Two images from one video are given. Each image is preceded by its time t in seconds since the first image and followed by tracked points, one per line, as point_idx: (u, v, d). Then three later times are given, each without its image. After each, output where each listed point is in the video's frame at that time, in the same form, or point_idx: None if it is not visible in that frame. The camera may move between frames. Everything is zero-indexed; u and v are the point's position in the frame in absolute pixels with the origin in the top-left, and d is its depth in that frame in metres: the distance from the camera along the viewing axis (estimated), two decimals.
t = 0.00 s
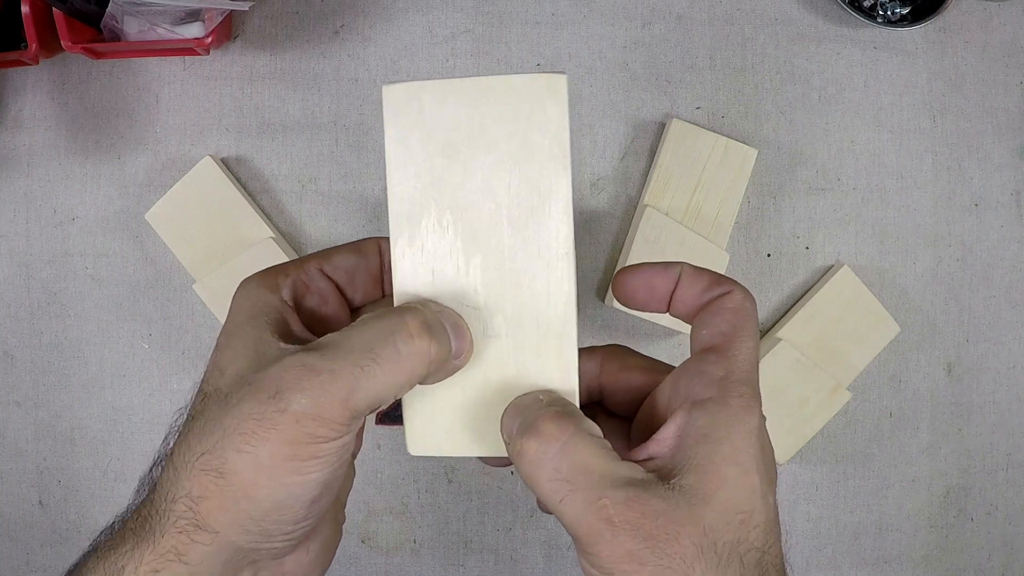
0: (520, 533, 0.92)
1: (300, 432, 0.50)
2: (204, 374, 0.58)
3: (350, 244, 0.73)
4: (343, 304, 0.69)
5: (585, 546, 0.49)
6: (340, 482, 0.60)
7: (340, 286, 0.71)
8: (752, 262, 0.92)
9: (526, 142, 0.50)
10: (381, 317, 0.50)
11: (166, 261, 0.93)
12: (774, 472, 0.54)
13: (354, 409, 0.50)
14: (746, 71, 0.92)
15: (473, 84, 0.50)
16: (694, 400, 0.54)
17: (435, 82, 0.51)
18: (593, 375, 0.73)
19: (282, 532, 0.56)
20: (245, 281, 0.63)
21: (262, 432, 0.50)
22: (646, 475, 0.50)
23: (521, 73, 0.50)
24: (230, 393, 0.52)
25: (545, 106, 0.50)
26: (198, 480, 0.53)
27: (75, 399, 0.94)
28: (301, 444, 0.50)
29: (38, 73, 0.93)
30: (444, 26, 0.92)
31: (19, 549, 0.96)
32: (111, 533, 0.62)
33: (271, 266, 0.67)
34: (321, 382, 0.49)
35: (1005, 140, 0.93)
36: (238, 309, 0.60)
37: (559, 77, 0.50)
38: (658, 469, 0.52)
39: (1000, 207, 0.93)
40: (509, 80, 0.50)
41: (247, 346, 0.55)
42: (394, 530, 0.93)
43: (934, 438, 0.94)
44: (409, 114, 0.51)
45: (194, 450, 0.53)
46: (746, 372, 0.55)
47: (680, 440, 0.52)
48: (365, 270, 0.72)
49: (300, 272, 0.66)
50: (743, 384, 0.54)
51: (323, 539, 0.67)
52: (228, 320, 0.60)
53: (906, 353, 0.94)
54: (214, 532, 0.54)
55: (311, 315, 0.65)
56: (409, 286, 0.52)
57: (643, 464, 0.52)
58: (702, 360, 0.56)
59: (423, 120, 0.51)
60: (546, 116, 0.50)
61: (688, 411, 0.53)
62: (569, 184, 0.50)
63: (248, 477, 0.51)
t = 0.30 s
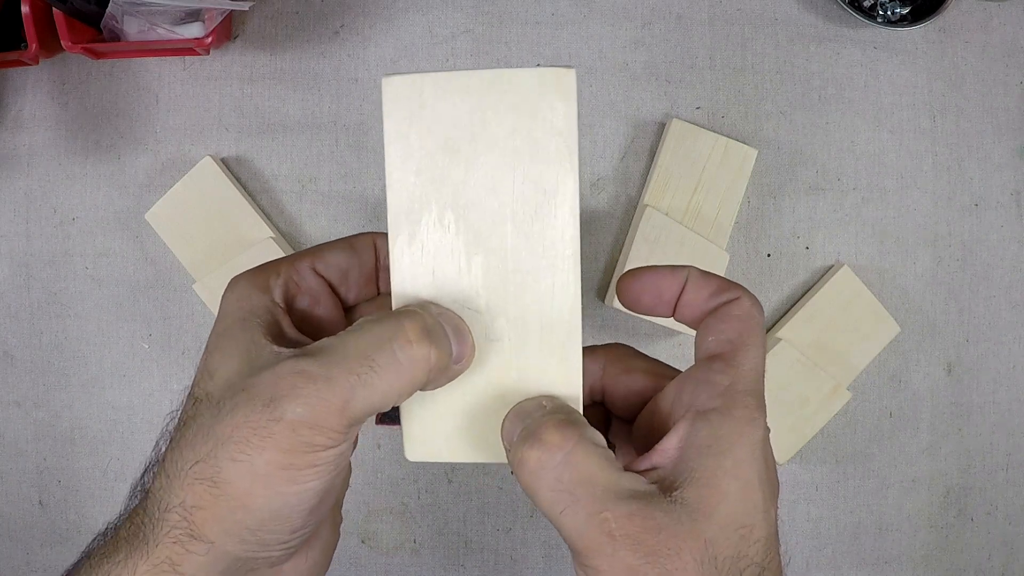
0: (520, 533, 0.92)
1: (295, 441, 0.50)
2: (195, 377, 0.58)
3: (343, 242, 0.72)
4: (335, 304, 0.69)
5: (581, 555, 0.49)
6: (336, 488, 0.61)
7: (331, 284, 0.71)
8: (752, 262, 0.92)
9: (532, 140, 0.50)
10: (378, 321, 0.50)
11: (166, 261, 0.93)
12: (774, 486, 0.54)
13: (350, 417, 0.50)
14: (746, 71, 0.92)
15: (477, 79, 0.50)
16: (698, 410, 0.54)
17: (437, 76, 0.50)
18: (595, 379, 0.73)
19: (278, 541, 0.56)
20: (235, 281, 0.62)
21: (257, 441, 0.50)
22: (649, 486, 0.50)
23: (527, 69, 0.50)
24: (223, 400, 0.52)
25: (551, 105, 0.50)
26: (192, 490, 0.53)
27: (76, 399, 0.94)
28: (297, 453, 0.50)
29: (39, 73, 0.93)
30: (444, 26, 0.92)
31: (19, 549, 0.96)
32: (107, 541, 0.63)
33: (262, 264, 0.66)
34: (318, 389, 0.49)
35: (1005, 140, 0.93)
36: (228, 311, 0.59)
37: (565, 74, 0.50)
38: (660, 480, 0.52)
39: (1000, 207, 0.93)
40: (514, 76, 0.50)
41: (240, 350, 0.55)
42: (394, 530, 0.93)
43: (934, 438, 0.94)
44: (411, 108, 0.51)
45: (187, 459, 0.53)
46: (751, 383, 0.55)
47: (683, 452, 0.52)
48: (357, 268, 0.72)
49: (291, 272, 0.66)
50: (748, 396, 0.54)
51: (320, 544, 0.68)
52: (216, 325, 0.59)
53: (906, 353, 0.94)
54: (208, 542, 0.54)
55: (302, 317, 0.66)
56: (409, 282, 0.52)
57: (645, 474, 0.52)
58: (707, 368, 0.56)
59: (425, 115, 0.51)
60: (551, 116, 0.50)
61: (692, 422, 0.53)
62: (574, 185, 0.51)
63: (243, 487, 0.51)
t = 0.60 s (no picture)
0: (520, 533, 0.92)
1: (295, 446, 0.50)
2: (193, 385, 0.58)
3: (341, 246, 0.72)
4: (334, 310, 0.69)
5: (579, 554, 0.49)
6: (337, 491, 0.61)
7: (330, 290, 0.70)
8: (752, 262, 0.92)
9: (526, 144, 0.50)
10: (377, 325, 0.50)
11: (166, 261, 0.93)
12: (771, 483, 0.54)
13: (350, 421, 0.50)
14: (746, 71, 0.92)
15: (470, 84, 0.50)
16: (694, 408, 0.54)
17: (431, 82, 0.50)
18: (592, 379, 0.73)
19: (280, 545, 0.57)
20: (234, 287, 0.62)
21: (257, 446, 0.50)
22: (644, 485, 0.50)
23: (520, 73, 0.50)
24: (223, 406, 0.52)
25: (546, 110, 0.50)
26: (193, 495, 0.53)
27: (76, 399, 0.94)
28: (297, 458, 0.50)
29: (39, 73, 0.93)
30: (444, 26, 0.92)
31: (19, 549, 0.96)
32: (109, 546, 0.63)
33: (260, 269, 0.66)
34: (318, 394, 0.49)
35: (1005, 140, 0.93)
36: (228, 317, 0.59)
37: (559, 78, 0.50)
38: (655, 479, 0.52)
39: (1000, 207, 0.93)
40: (507, 80, 0.50)
41: (239, 356, 0.55)
42: (394, 530, 0.93)
43: (934, 438, 0.94)
44: (405, 114, 0.51)
45: (189, 466, 0.54)
46: (747, 381, 0.55)
47: (678, 449, 0.52)
48: (356, 273, 0.72)
49: (289, 277, 0.66)
50: (744, 394, 0.54)
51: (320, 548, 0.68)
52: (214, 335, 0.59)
53: (906, 353, 0.94)
54: (210, 547, 0.54)
55: (300, 323, 0.65)
56: (405, 287, 0.52)
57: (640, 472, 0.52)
58: (704, 365, 0.56)
59: (419, 120, 0.51)
60: (546, 120, 0.50)
61: (687, 420, 0.53)
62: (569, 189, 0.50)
63: (244, 492, 0.51)
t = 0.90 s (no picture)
0: (520, 533, 0.92)
1: (295, 479, 0.50)
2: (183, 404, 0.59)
3: (333, 239, 0.70)
4: (327, 310, 0.68)
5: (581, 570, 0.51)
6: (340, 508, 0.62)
7: (320, 288, 0.69)
8: (752, 263, 0.92)
9: (528, 140, 0.50)
10: (372, 352, 0.49)
11: (166, 261, 0.93)
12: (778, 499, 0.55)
13: (350, 452, 0.50)
14: (746, 71, 0.92)
15: (471, 77, 0.49)
16: (704, 418, 0.54)
17: (430, 74, 0.49)
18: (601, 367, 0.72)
19: (284, 567, 0.58)
20: (220, 292, 0.62)
21: (257, 481, 0.51)
22: (650, 502, 0.51)
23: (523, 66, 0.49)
24: (220, 433, 0.53)
25: (549, 103, 0.49)
26: (196, 523, 0.54)
27: (76, 399, 0.94)
28: (298, 489, 0.51)
29: (39, 73, 0.93)
30: (444, 26, 0.92)
31: (19, 549, 0.96)
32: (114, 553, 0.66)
33: (248, 271, 0.65)
34: (316, 428, 0.49)
35: (1005, 140, 0.93)
36: (219, 332, 0.59)
37: (564, 71, 0.49)
38: (661, 491, 0.52)
39: (1000, 207, 0.93)
40: (509, 74, 0.49)
41: (235, 381, 0.55)
42: (394, 530, 0.93)
43: (934, 438, 0.94)
44: (404, 108, 0.50)
45: (190, 492, 0.55)
46: (760, 391, 0.55)
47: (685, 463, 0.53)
48: (348, 268, 0.70)
49: (278, 280, 0.65)
50: (756, 406, 0.55)
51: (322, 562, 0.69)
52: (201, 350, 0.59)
53: (906, 353, 0.94)
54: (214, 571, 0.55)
55: (292, 327, 0.65)
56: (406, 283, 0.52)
57: (646, 484, 0.53)
58: (717, 371, 0.56)
59: (419, 114, 0.50)
60: (550, 114, 0.49)
61: (697, 431, 0.54)
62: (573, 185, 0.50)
63: (246, 521, 0.52)
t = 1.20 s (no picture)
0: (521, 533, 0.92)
1: (294, 548, 0.49)
2: (162, 443, 0.56)
3: (307, 241, 0.61)
4: (309, 324, 0.61)
5: None
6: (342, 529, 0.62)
7: (298, 300, 0.60)
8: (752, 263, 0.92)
9: (537, 181, 0.39)
10: (367, 426, 0.45)
11: (166, 261, 0.93)
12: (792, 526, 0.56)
13: (351, 522, 0.48)
14: (746, 71, 0.92)
15: (460, 103, 0.37)
16: (728, 447, 0.54)
17: (409, 100, 0.37)
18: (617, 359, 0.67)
19: None
20: (186, 324, 0.56)
21: (256, 552, 0.49)
22: (666, 539, 0.50)
23: (530, 85, 0.36)
24: (213, 498, 0.51)
25: (564, 134, 0.37)
26: None
27: (76, 399, 0.94)
28: (300, 556, 0.50)
29: (39, 73, 0.93)
30: (444, 26, 0.92)
31: (19, 549, 0.96)
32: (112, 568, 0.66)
33: (216, 290, 0.58)
34: (315, 509, 0.47)
35: (1005, 140, 0.93)
36: (192, 373, 0.54)
37: (584, 93, 0.36)
38: (679, 523, 0.51)
39: (1000, 207, 0.93)
40: (513, 98, 0.37)
41: (220, 444, 0.51)
42: (395, 530, 0.93)
43: (934, 438, 0.94)
44: (378, 142, 0.38)
45: (186, 543, 0.54)
46: (784, 419, 0.55)
47: (705, 493, 0.52)
48: (327, 274, 0.61)
49: (248, 301, 0.58)
50: (780, 434, 0.54)
51: None
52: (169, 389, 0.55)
53: (906, 353, 0.94)
54: None
55: (269, 350, 0.59)
56: (402, 331, 0.44)
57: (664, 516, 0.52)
58: (743, 395, 0.55)
59: (397, 151, 0.38)
60: (564, 147, 0.37)
61: (721, 462, 0.53)
62: (593, 232, 0.40)
63: None
